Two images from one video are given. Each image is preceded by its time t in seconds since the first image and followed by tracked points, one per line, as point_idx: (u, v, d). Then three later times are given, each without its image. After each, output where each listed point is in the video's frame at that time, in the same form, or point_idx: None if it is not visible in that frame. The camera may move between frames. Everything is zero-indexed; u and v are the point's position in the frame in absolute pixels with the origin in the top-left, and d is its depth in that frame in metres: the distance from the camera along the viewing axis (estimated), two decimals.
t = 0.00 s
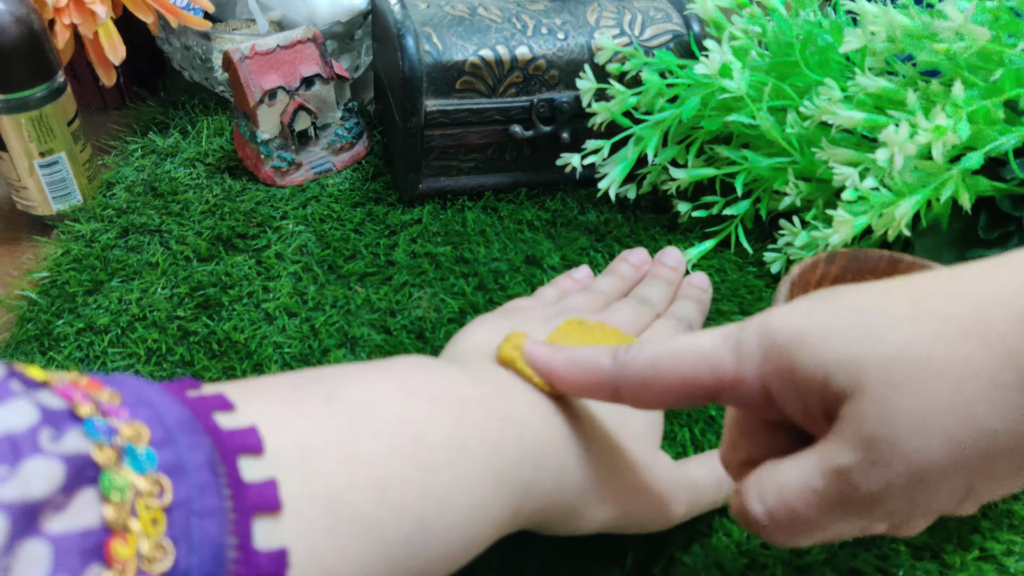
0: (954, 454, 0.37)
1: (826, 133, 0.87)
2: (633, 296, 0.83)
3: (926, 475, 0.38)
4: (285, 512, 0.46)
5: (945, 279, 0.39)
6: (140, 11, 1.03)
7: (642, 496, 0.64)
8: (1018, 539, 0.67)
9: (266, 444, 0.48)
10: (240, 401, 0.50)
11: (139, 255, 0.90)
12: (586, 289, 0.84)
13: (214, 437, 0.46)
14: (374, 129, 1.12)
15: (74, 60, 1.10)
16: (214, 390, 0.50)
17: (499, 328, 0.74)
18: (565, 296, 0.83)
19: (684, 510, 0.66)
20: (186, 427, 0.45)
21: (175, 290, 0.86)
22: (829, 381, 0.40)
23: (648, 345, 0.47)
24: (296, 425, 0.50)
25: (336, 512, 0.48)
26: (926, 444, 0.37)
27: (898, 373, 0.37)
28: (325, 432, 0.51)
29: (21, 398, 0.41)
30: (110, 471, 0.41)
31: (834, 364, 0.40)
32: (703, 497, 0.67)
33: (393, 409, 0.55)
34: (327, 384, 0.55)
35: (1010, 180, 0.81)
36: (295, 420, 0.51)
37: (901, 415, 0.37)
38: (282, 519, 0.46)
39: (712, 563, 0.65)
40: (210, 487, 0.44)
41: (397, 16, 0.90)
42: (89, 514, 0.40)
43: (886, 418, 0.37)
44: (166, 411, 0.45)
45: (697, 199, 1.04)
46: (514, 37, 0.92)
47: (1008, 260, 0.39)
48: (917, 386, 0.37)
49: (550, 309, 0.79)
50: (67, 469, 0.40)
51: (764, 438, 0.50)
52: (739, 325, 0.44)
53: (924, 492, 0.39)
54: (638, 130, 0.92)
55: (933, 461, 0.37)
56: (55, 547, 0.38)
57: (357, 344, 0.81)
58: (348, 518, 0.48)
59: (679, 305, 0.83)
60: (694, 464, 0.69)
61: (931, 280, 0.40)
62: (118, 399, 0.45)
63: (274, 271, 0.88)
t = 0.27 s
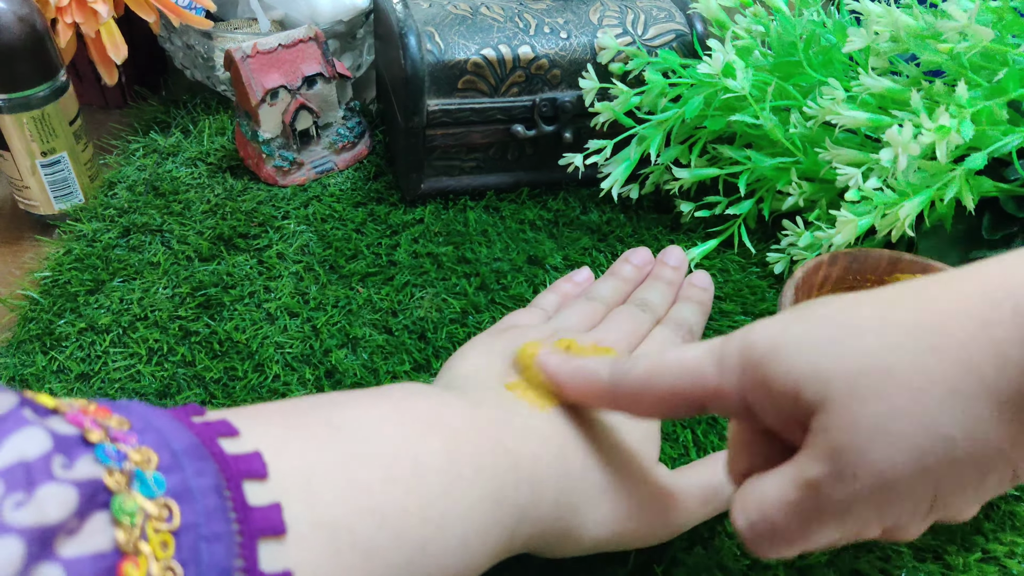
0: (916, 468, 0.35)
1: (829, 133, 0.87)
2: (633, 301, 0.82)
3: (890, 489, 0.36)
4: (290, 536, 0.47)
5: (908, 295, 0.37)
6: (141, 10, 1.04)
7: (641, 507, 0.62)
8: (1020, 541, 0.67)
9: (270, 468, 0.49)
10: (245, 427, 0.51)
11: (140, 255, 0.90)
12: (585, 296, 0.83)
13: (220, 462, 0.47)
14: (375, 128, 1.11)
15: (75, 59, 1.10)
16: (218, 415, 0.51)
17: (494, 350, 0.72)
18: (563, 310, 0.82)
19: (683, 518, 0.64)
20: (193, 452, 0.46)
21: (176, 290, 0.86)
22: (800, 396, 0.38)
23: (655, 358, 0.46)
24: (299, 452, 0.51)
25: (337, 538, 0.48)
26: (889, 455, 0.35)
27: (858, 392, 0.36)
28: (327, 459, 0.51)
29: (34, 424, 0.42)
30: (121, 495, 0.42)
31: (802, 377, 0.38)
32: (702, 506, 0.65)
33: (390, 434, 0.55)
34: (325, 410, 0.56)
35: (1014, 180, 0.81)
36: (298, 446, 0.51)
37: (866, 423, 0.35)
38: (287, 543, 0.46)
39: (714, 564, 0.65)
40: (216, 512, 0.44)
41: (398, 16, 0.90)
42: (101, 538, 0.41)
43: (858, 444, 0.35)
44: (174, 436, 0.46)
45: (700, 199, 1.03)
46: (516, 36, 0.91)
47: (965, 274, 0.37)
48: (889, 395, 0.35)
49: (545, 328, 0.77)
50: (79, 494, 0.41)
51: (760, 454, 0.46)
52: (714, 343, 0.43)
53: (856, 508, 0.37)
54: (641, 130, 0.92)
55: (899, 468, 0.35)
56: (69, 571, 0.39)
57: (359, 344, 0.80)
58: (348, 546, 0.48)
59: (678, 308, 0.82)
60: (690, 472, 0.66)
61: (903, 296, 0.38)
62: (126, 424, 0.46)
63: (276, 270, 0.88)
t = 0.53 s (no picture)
0: (882, 440, 0.34)
1: (830, 133, 0.87)
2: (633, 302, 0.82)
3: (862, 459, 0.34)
4: (299, 555, 0.47)
5: (868, 277, 0.36)
6: (143, 10, 1.04)
7: (641, 520, 0.62)
8: (1021, 540, 0.67)
9: (281, 488, 0.49)
10: (255, 447, 0.51)
11: (141, 254, 0.90)
12: (586, 298, 0.83)
13: (233, 481, 0.47)
14: (376, 128, 1.11)
15: (76, 58, 1.10)
16: (229, 434, 0.52)
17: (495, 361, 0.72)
18: (563, 312, 0.82)
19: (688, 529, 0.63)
20: (208, 471, 0.47)
21: (177, 289, 0.86)
22: (769, 371, 0.38)
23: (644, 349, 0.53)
24: (306, 472, 0.51)
25: (343, 558, 0.49)
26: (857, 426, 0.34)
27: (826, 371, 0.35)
28: (334, 480, 0.52)
29: (57, 442, 0.43)
30: (141, 513, 0.42)
31: (772, 355, 0.37)
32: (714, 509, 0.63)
33: (394, 456, 0.55)
34: (328, 430, 0.56)
35: (1014, 180, 0.81)
36: (305, 465, 0.52)
37: (830, 396, 0.34)
38: (296, 563, 0.47)
39: (715, 564, 0.65)
40: (230, 531, 0.45)
41: (399, 15, 0.90)
42: (120, 556, 0.41)
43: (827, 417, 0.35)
44: (189, 455, 0.47)
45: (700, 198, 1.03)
46: (517, 36, 0.91)
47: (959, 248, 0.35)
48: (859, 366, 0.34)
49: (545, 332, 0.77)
50: (100, 512, 0.41)
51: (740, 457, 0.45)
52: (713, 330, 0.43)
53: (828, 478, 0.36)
54: (641, 130, 0.92)
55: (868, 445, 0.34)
56: None
57: (360, 343, 0.80)
58: (355, 565, 0.49)
59: (679, 309, 0.82)
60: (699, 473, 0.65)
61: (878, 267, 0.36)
62: (144, 441, 0.46)
63: (277, 270, 0.88)
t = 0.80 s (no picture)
0: (898, 451, 0.37)
1: (829, 133, 0.87)
2: (632, 302, 0.82)
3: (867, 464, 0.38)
4: (299, 560, 0.47)
5: (892, 299, 0.38)
6: (142, 10, 1.04)
7: (636, 523, 0.61)
8: (1021, 539, 0.67)
9: (281, 493, 0.49)
10: (256, 452, 0.52)
11: (141, 255, 0.90)
12: (585, 298, 0.83)
13: (234, 487, 0.47)
14: (376, 129, 1.11)
15: (76, 58, 1.10)
16: (230, 440, 0.52)
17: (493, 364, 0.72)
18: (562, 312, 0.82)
19: (683, 529, 0.62)
20: (209, 476, 0.46)
21: (177, 289, 0.86)
22: (794, 371, 0.41)
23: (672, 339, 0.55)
24: (305, 477, 0.51)
25: (342, 561, 0.49)
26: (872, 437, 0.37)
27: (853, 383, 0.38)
28: (333, 486, 0.52)
29: (59, 449, 0.43)
30: (142, 517, 0.42)
31: (796, 354, 0.41)
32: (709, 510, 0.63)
33: (394, 462, 0.55)
34: (328, 437, 0.56)
35: (1013, 179, 0.81)
36: (303, 471, 0.52)
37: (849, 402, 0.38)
38: (296, 566, 0.47)
39: (715, 563, 0.65)
40: (231, 536, 0.45)
41: (399, 16, 0.90)
42: (122, 559, 0.42)
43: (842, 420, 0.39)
44: (190, 460, 0.47)
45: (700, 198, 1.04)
46: (517, 36, 0.92)
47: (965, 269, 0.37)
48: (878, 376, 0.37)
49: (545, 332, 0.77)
50: (102, 517, 0.42)
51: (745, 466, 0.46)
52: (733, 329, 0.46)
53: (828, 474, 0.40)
54: (641, 130, 0.92)
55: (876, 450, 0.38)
56: None
57: (360, 343, 0.80)
58: (354, 568, 0.49)
59: (678, 308, 0.82)
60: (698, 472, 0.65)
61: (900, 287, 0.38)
62: (145, 447, 0.46)
63: (277, 270, 0.88)
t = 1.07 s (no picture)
0: (917, 464, 0.38)
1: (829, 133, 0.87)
2: (631, 302, 0.83)
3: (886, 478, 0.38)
4: (303, 557, 0.47)
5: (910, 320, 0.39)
6: (143, 11, 1.04)
7: (637, 524, 0.61)
8: (1020, 539, 0.67)
9: (284, 492, 0.50)
10: (259, 453, 0.52)
11: (141, 255, 0.90)
12: (584, 298, 0.83)
13: (238, 485, 0.47)
14: (376, 129, 1.12)
15: (77, 59, 1.10)
16: (234, 441, 0.52)
17: (490, 367, 0.72)
18: (562, 312, 0.82)
19: (683, 530, 0.62)
20: (213, 475, 0.47)
21: (177, 289, 0.86)
22: (807, 378, 0.42)
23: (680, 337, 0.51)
24: (306, 478, 0.51)
25: (345, 561, 0.49)
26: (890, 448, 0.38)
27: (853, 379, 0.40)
28: (334, 487, 0.52)
29: (65, 447, 0.43)
30: (149, 513, 0.42)
31: (812, 361, 0.41)
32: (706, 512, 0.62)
33: (394, 463, 0.56)
34: (328, 439, 0.56)
35: (1013, 179, 0.81)
36: (305, 471, 0.52)
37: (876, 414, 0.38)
38: (300, 565, 0.47)
39: (714, 562, 0.65)
40: (236, 533, 0.45)
41: (399, 16, 0.90)
42: (130, 555, 0.41)
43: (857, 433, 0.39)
44: (195, 460, 0.47)
45: (700, 198, 1.04)
46: (517, 36, 0.92)
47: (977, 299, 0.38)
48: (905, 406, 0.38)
49: (544, 333, 0.77)
50: (111, 512, 0.41)
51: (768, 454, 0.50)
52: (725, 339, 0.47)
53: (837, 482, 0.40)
54: (641, 130, 0.92)
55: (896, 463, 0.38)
56: None
57: (360, 343, 0.80)
58: (356, 568, 0.49)
59: (678, 308, 0.82)
60: (696, 474, 0.64)
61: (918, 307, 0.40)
62: (150, 446, 0.46)
63: (277, 270, 0.88)
